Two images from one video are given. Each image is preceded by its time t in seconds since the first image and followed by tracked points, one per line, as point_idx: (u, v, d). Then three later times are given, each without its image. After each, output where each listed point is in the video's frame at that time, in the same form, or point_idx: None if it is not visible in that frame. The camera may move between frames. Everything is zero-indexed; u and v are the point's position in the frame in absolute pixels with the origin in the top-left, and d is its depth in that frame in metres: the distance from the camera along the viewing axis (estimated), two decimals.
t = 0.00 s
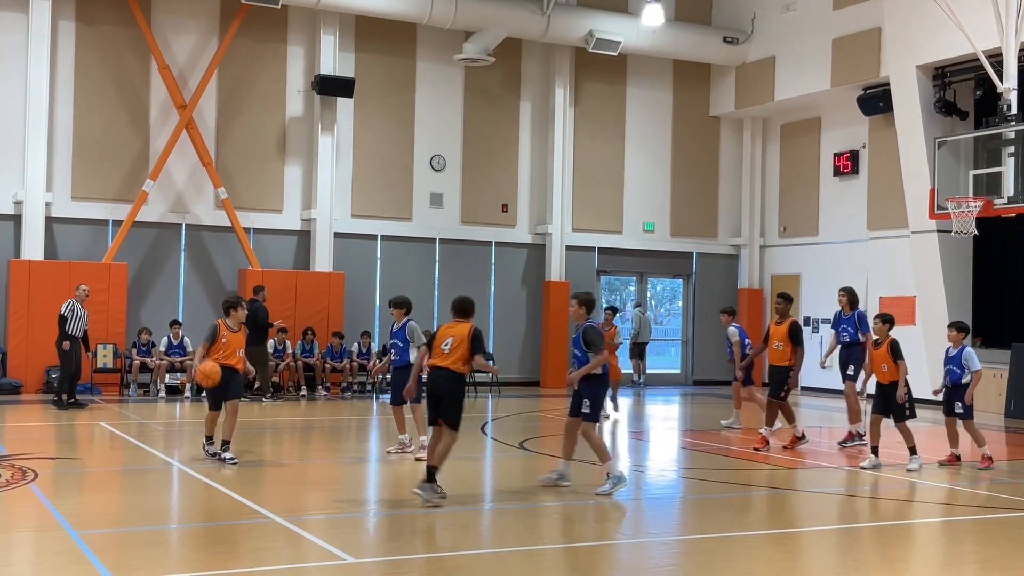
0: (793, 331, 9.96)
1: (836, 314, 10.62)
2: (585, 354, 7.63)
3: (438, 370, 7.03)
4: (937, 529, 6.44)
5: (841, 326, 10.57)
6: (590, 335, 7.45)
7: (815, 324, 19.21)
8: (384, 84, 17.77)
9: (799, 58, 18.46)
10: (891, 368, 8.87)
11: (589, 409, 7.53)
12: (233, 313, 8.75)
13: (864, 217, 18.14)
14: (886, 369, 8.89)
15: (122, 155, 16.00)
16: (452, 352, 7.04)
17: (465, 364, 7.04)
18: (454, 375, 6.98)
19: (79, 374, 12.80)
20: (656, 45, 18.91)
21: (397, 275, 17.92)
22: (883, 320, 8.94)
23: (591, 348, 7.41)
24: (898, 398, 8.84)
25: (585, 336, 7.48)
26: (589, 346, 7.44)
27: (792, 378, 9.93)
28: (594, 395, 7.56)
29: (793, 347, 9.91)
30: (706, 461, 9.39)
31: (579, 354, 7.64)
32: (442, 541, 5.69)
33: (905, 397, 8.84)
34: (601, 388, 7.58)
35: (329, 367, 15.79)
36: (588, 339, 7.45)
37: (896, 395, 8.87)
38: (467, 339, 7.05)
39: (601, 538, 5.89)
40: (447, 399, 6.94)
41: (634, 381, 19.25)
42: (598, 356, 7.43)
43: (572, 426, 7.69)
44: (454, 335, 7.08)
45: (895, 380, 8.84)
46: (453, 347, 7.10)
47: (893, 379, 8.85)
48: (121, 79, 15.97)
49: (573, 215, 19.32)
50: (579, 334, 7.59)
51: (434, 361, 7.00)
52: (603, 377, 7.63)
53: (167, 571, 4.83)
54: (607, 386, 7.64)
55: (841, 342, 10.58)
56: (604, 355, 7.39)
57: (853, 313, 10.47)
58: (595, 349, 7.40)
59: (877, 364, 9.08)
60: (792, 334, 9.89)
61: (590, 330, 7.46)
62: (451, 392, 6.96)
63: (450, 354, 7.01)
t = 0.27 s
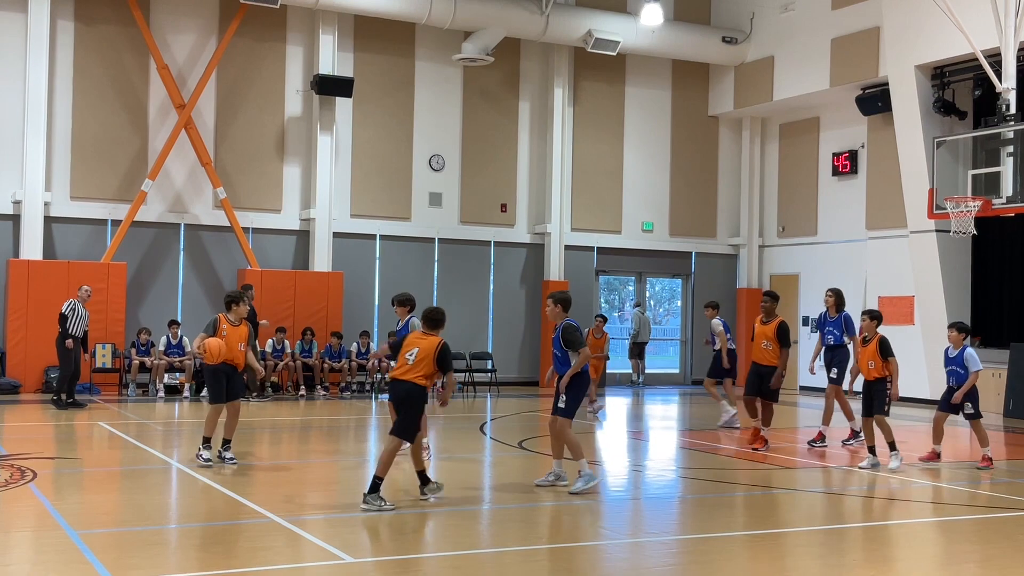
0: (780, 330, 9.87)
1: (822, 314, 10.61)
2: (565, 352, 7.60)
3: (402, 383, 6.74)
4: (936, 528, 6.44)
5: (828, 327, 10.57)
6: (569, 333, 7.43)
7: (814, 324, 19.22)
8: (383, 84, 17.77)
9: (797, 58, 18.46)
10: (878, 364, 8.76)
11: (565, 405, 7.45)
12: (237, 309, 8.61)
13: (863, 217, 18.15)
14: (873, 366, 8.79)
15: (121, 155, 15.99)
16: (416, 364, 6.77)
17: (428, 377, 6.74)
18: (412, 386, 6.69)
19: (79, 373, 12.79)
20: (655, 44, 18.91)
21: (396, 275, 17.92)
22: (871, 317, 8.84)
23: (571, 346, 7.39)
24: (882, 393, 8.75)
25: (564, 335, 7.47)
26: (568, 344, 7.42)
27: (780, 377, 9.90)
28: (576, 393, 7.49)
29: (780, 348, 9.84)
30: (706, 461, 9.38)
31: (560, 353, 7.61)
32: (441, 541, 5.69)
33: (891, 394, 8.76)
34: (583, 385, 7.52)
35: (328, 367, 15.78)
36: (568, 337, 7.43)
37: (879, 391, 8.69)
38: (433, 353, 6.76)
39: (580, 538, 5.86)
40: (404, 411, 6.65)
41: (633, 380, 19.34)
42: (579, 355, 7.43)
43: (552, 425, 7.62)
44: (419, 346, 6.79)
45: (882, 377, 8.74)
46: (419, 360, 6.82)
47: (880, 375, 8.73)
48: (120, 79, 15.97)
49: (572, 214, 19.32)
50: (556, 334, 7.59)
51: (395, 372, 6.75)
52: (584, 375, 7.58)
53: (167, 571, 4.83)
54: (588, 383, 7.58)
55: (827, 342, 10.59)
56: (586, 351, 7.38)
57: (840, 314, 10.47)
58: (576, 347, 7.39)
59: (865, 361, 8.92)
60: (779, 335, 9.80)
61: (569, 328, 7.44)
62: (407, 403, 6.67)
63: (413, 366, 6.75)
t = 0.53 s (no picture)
0: (772, 332, 9.64)
1: (807, 312, 10.59)
2: (559, 352, 7.59)
3: (373, 374, 6.62)
4: (936, 528, 6.44)
5: (813, 324, 10.56)
6: (564, 332, 7.43)
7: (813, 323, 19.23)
8: (382, 84, 17.77)
9: (796, 58, 18.47)
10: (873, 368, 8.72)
11: (567, 405, 7.47)
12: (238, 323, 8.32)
13: (862, 217, 18.16)
14: (869, 370, 8.75)
15: (120, 155, 15.99)
16: (389, 357, 6.65)
17: (400, 370, 6.64)
18: (385, 380, 6.59)
19: (78, 373, 12.79)
20: (654, 44, 18.91)
21: (395, 275, 17.92)
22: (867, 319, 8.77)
23: (568, 345, 7.39)
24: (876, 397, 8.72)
25: (559, 333, 7.46)
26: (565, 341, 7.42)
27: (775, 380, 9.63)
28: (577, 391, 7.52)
29: (772, 349, 9.59)
30: (704, 461, 9.38)
31: (554, 352, 7.59)
32: (440, 541, 5.68)
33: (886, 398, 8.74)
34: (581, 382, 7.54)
35: (326, 367, 15.77)
36: (564, 334, 7.42)
37: (874, 393, 8.68)
38: (408, 347, 6.67)
39: (581, 538, 5.86)
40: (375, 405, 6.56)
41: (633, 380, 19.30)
42: (575, 353, 7.43)
43: (552, 424, 7.65)
44: (394, 339, 6.70)
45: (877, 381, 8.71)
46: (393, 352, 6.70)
47: (876, 379, 8.71)
48: (118, 80, 15.96)
49: (571, 214, 19.33)
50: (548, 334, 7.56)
51: (369, 363, 6.61)
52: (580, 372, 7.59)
53: (166, 571, 4.83)
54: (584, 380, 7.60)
55: (812, 340, 10.58)
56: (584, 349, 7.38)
57: (826, 312, 10.46)
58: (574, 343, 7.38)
59: (860, 364, 8.87)
60: (771, 336, 9.57)
61: (565, 327, 7.44)
62: (379, 398, 6.57)
63: (385, 359, 6.62)
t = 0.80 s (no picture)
0: (762, 329, 9.53)
1: (791, 312, 10.53)
2: (562, 354, 7.59)
3: (351, 372, 6.65)
4: (933, 528, 6.44)
5: (797, 324, 10.50)
6: (570, 333, 7.44)
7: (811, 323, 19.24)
8: (380, 84, 17.77)
9: (794, 58, 18.48)
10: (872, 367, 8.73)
11: (572, 409, 7.46)
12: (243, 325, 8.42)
13: (859, 216, 18.17)
14: (868, 368, 8.76)
15: (118, 155, 15.98)
16: (367, 355, 6.67)
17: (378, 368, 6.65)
18: (363, 379, 6.61)
19: (76, 373, 12.79)
20: (652, 44, 18.92)
21: (393, 275, 17.91)
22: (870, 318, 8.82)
23: (573, 346, 7.40)
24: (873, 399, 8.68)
25: (564, 334, 7.49)
26: (569, 342, 7.43)
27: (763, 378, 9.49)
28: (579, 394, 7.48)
29: (764, 346, 9.47)
30: (701, 460, 9.39)
31: (558, 353, 7.60)
32: (438, 541, 5.68)
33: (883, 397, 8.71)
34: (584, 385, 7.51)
35: (324, 367, 15.77)
36: (569, 335, 7.43)
37: (871, 392, 8.65)
38: (384, 344, 6.66)
39: (580, 538, 5.87)
40: (353, 403, 6.60)
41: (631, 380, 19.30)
42: (577, 355, 7.41)
43: (556, 426, 7.66)
44: (372, 337, 6.71)
45: (875, 380, 8.69)
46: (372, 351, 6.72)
47: (874, 379, 8.69)
48: (116, 80, 15.96)
49: (569, 214, 19.33)
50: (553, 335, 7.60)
51: (347, 363, 6.64)
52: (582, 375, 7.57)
53: (164, 571, 4.84)
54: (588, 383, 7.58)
55: (797, 340, 10.52)
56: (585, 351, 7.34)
57: (811, 311, 10.42)
58: (579, 345, 7.37)
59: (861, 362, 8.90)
60: (762, 334, 9.45)
61: (570, 327, 7.45)
62: (357, 397, 6.61)
63: (363, 357, 6.64)
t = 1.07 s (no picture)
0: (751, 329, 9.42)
1: (771, 312, 10.54)
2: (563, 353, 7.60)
3: (326, 373, 6.65)
4: (929, 528, 6.43)
5: (778, 324, 10.51)
6: (568, 331, 7.44)
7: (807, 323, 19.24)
8: (376, 84, 17.76)
9: (791, 58, 18.49)
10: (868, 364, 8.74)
11: (564, 409, 7.47)
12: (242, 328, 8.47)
13: (856, 216, 18.18)
14: (864, 366, 8.77)
15: (113, 155, 15.96)
16: (340, 355, 6.68)
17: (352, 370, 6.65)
18: (333, 380, 6.60)
19: (71, 374, 12.76)
20: (649, 44, 18.92)
21: (389, 275, 17.89)
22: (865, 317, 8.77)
23: (570, 344, 7.41)
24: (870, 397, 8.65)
25: (563, 331, 7.48)
26: (567, 340, 7.43)
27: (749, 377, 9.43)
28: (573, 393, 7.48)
29: (751, 346, 9.38)
30: (697, 460, 9.39)
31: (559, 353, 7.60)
32: (435, 541, 5.67)
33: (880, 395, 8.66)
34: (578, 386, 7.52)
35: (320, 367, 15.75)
36: (568, 333, 7.43)
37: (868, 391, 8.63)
38: (357, 346, 6.65)
39: (577, 538, 5.86)
40: (325, 404, 6.60)
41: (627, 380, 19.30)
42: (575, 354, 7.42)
43: (551, 425, 7.64)
44: (348, 340, 6.72)
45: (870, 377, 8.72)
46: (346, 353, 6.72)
47: (870, 377, 8.71)
48: (112, 79, 15.93)
49: (565, 214, 19.32)
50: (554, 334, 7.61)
51: (320, 363, 6.64)
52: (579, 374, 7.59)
53: (160, 571, 4.83)
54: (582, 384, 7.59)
55: (779, 340, 10.53)
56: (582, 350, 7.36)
57: (791, 310, 10.45)
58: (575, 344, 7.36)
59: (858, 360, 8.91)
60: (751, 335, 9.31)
61: (570, 325, 7.44)
62: (327, 396, 6.60)
63: (336, 358, 6.64)
